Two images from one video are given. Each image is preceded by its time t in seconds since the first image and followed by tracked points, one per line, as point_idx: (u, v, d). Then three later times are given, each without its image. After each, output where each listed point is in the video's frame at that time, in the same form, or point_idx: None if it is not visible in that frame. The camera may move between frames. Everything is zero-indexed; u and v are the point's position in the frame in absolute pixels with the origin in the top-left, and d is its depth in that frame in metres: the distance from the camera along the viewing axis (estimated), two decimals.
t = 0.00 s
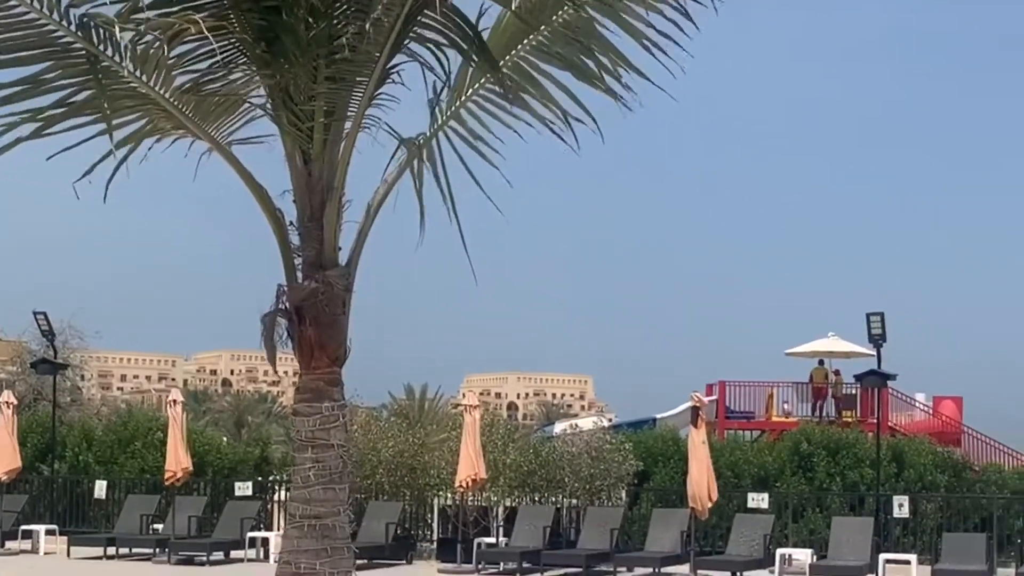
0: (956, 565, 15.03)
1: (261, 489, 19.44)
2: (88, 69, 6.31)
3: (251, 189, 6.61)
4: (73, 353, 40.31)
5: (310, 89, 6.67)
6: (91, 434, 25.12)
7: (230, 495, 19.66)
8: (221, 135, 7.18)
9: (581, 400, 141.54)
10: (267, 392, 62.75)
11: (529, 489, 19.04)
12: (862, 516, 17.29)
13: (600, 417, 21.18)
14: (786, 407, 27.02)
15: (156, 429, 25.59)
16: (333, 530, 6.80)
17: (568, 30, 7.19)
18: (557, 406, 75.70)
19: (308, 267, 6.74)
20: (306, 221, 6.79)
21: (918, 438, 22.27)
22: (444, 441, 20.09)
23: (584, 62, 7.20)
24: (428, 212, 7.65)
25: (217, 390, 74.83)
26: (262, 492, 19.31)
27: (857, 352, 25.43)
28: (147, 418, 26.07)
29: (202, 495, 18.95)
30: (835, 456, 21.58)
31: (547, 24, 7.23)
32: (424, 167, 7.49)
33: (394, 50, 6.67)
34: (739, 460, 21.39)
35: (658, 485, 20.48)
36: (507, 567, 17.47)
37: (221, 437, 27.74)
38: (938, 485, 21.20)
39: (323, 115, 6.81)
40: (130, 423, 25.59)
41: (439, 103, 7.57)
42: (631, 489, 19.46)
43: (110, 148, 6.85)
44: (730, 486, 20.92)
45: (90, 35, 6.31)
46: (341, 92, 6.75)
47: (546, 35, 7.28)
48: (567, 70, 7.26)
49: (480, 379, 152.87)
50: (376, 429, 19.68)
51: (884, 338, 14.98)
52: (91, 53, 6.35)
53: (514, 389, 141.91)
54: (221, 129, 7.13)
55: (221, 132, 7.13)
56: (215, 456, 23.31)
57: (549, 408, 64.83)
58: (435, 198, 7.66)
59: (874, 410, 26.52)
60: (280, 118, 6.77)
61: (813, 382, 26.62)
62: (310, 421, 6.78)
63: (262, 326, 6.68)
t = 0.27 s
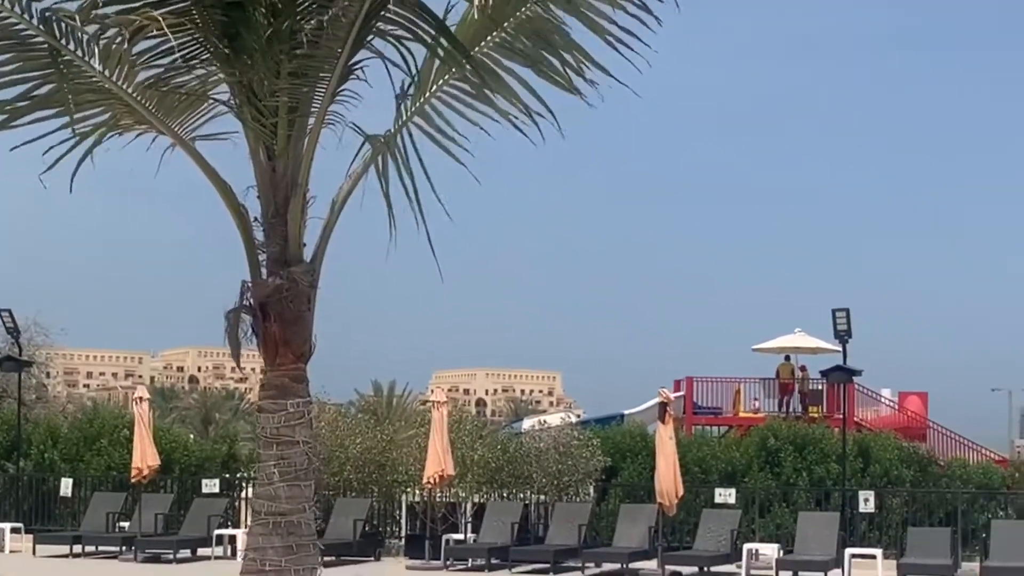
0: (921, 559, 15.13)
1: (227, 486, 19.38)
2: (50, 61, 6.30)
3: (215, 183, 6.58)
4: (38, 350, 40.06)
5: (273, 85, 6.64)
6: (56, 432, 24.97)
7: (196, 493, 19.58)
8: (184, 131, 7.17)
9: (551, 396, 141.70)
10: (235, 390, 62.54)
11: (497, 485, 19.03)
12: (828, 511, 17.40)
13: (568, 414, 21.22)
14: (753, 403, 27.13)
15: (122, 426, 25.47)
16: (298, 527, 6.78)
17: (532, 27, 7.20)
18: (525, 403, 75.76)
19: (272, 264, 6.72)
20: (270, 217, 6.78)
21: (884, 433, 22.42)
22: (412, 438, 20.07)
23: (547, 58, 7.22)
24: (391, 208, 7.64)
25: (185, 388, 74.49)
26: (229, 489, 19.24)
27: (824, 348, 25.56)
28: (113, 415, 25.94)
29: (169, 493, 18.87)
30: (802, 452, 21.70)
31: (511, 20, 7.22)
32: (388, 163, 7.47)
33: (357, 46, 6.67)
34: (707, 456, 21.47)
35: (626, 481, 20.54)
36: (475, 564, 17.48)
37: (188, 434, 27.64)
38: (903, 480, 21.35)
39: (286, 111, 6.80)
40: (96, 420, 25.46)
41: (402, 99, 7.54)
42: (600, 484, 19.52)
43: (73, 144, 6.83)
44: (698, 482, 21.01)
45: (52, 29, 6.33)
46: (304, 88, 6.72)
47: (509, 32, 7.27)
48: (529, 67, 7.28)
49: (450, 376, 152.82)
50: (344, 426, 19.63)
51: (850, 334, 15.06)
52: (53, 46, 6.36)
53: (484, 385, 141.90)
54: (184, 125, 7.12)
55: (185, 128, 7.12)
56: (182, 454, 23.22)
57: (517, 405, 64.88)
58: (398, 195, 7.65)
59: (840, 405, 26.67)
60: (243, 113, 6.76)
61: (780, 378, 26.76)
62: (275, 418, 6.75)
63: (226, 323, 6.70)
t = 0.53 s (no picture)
0: (885, 555, 15.24)
1: (193, 484, 19.30)
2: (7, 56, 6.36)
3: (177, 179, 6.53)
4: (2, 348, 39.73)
5: (238, 81, 6.61)
6: (21, 430, 24.78)
7: (162, 491, 19.47)
8: (145, 128, 7.12)
9: (519, 393, 141.78)
10: (202, 387, 62.25)
11: (464, 482, 19.02)
12: (794, 507, 17.50)
13: (535, 411, 21.23)
14: (721, 400, 27.24)
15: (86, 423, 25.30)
16: (262, 524, 6.76)
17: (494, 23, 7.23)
18: (494, 400, 75.82)
19: (237, 260, 6.69)
20: (234, 213, 6.76)
21: (850, 429, 22.56)
22: (378, 435, 20.05)
23: (507, 59, 7.23)
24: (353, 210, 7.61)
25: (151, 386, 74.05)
26: (195, 487, 19.17)
27: (790, 345, 25.68)
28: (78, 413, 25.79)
29: (134, 492, 18.78)
30: (767, 448, 21.80)
31: (476, 18, 7.25)
32: (352, 162, 7.46)
33: (321, 42, 6.68)
34: (674, 452, 21.54)
35: (594, 478, 20.58)
36: (443, 561, 17.48)
37: (154, 431, 27.49)
38: (868, 476, 21.49)
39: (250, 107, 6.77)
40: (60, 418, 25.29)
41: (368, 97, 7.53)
42: (567, 481, 19.55)
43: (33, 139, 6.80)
44: (665, 478, 21.08)
45: (10, 24, 6.39)
46: (269, 83, 6.70)
47: (472, 32, 7.29)
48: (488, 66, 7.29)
49: (419, 373, 152.64)
50: (311, 423, 19.58)
51: (816, 331, 15.14)
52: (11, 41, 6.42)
53: (452, 382, 141.79)
54: (147, 121, 7.06)
55: (147, 125, 7.06)
56: (148, 451, 23.10)
57: (485, 402, 64.89)
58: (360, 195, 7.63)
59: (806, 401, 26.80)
60: (207, 107, 6.72)
61: (746, 374, 26.86)
62: (239, 415, 6.72)
63: (190, 318, 6.67)
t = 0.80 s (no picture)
0: (850, 551, 15.34)
1: (158, 482, 19.20)
2: None
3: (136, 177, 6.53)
4: None
5: (199, 78, 6.64)
6: None
7: (127, 489, 19.36)
8: (103, 126, 7.16)
9: (487, 391, 141.74)
10: (169, 385, 61.91)
11: (431, 480, 18.99)
12: (759, 504, 17.58)
13: (502, 408, 21.24)
14: (688, 397, 27.32)
15: (50, 421, 25.12)
16: (226, 523, 6.73)
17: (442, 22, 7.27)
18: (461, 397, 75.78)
19: (200, 257, 6.66)
20: (196, 210, 6.73)
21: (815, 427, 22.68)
22: (345, 432, 19.99)
23: (456, 58, 7.27)
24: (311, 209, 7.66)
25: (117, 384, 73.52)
26: (160, 485, 19.07)
27: (755, 342, 25.79)
28: (42, 411, 25.60)
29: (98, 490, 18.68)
30: (733, 445, 21.89)
31: (428, 17, 7.29)
32: (308, 164, 7.45)
33: (284, 39, 6.67)
34: (641, 450, 21.59)
35: (561, 475, 20.61)
36: (410, 559, 17.46)
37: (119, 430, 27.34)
38: (834, 473, 21.63)
39: (213, 104, 6.75)
40: (24, 416, 25.09)
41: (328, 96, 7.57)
42: (534, 479, 19.57)
43: None
44: (631, 476, 21.13)
45: None
46: (231, 80, 6.69)
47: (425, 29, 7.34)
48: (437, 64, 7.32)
49: (387, 371, 152.31)
50: (276, 421, 19.51)
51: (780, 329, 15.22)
52: None
53: (421, 380, 141.57)
54: (103, 118, 7.10)
55: (103, 122, 7.10)
56: (113, 450, 22.96)
57: (452, 399, 64.81)
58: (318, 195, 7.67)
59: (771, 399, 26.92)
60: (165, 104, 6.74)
61: (712, 372, 26.97)
62: (201, 413, 6.69)
63: (155, 318, 6.63)
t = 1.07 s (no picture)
0: (815, 548, 15.41)
1: (123, 481, 19.08)
2: None
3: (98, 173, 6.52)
4: None
5: (163, 75, 6.59)
6: None
7: (91, 488, 19.23)
8: (66, 123, 7.21)
9: (456, 388, 141.64)
10: (135, 383, 61.52)
11: (398, 478, 18.96)
12: (725, 502, 17.65)
13: (469, 406, 21.23)
14: (655, 395, 27.40)
15: (13, 420, 24.90)
16: (189, 521, 6.70)
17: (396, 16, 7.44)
18: (430, 394, 75.72)
19: (163, 255, 6.63)
20: (160, 207, 6.69)
21: (781, 424, 22.79)
22: (312, 430, 19.88)
23: (409, 51, 7.44)
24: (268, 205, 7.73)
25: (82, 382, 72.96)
26: (126, 484, 18.96)
27: (722, 340, 25.89)
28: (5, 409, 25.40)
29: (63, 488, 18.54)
30: (699, 442, 21.97)
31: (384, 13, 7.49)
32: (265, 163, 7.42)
33: (249, 36, 6.67)
34: (608, 447, 21.62)
35: (528, 473, 20.63)
36: (376, 557, 17.44)
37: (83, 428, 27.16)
38: (799, 470, 21.75)
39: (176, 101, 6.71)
40: None
41: (292, 93, 7.69)
42: (501, 476, 19.58)
43: None
44: (599, 473, 21.18)
45: None
46: (195, 77, 6.67)
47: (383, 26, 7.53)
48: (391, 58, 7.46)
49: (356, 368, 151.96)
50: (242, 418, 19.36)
51: (747, 327, 15.27)
52: None
53: (389, 378, 141.32)
54: (65, 117, 7.16)
55: (66, 120, 7.16)
56: (77, 448, 22.79)
57: (420, 397, 64.74)
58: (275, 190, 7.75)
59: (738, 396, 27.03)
60: (128, 101, 6.68)
61: (679, 369, 27.06)
62: (165, 411, 6.65)
63: (120, 316, 6.61)
